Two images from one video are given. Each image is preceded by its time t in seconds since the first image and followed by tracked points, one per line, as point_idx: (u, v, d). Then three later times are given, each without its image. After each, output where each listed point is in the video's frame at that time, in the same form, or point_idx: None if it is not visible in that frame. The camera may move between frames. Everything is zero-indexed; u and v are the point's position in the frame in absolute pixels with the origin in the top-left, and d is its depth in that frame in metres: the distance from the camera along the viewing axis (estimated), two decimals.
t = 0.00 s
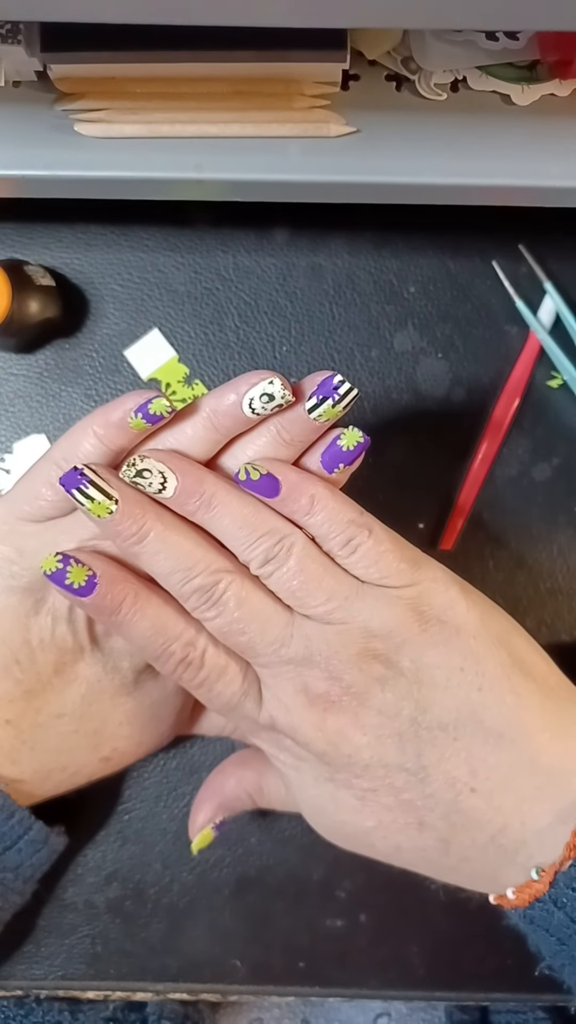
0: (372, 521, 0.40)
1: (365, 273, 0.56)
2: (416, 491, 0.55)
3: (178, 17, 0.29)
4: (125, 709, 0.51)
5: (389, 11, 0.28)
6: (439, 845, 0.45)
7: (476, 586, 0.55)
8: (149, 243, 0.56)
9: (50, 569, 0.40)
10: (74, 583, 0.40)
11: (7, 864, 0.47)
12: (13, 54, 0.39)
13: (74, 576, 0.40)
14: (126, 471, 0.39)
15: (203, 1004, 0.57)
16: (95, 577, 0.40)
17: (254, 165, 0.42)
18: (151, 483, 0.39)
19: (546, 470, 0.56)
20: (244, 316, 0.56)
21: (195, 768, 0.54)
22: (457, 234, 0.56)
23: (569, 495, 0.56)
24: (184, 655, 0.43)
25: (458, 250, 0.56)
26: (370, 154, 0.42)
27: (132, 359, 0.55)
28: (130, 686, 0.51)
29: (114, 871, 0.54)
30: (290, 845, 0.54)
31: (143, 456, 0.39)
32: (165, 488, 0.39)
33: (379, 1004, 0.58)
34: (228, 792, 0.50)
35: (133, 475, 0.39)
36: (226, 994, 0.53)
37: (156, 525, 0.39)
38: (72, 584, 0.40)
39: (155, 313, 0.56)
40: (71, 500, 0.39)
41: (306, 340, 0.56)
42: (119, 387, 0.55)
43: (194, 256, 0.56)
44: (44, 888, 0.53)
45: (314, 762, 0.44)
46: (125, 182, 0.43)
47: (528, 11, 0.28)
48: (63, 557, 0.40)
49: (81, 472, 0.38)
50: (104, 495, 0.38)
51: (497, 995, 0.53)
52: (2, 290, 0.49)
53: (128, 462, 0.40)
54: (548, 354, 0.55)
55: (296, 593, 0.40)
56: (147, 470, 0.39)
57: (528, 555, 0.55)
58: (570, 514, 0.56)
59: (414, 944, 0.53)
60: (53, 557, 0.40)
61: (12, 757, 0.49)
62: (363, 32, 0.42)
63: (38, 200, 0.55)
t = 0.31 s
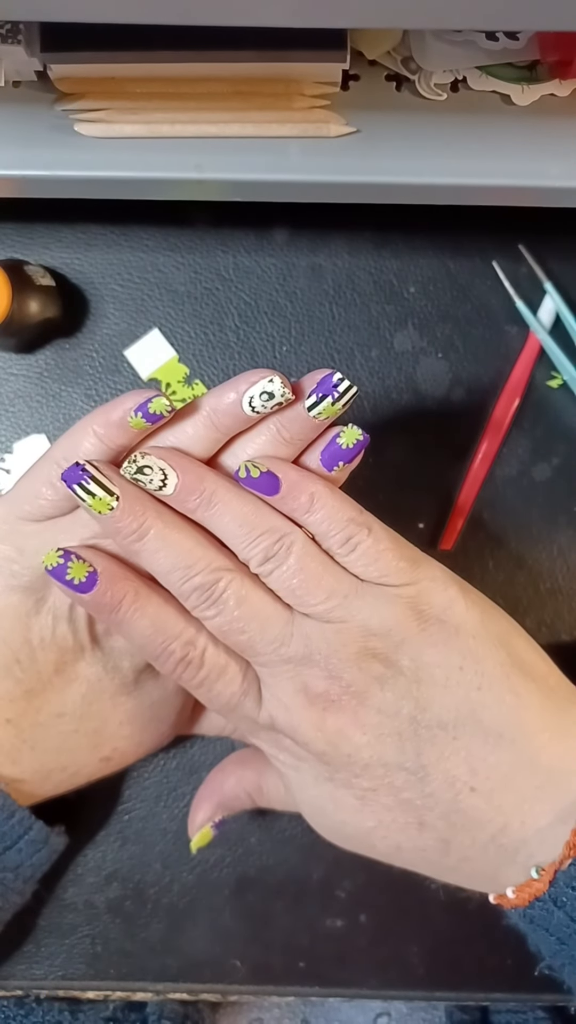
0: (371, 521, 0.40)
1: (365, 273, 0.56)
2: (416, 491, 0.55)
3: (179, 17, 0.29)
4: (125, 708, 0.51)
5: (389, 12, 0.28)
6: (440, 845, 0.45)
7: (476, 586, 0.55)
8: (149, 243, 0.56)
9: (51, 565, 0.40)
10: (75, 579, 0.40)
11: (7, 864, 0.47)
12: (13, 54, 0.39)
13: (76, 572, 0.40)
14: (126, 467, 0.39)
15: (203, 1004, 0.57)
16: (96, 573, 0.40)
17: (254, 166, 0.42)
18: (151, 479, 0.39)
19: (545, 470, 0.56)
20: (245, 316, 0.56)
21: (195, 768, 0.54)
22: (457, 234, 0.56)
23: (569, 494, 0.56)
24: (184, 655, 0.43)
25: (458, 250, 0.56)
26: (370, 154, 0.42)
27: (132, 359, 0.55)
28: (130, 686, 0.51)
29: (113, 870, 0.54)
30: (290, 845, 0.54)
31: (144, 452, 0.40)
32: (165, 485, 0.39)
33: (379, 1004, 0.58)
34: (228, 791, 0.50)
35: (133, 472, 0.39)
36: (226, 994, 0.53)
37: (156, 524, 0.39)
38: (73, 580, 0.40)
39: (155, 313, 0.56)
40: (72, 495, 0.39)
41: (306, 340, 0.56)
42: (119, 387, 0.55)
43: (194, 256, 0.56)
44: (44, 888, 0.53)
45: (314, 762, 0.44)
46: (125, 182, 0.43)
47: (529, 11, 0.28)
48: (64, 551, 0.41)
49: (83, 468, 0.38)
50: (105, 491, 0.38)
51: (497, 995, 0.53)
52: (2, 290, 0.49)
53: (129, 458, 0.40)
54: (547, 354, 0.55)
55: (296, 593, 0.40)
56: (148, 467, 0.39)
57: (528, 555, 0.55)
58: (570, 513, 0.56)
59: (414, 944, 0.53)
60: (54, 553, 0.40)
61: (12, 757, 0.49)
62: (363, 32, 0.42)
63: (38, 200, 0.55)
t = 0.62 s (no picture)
0: (371, 521, 0.40)
1: (365, 273, 0.56)
2: (416, 491, 0.55)
3: (180, 18, 0.29)
4: (125, 708, 0.51)
5: (388, 11, 0.28)
6: (440, 846, 0.45)
7: (476, 586, 0.55)
8: (149, 243, 0.56)
9: (52, 565, 0.40)
10: (76, 579, 0.40)
11: (7, 864, 0.47)
12: (13, 55, 0.39)
13: (76, 572, 0.40)
14: (126, 466, 0.39)
15: (203, 1004, 0.57)
16: (97, 573, 0.40)
17: (253, 166, 0.42)
18: (152, 478, 0.39)
19: (546, 470, 0.56)
20: (244, 316, 0.56)
21: (195, 768, 0.54)
22: (457, 234, 0.56)
23: (569, 495, 0.56)
24: (184, 655, 0.43)
25: (458, 250, 0.56)
26: (370, 154, 0.42)
27: (132, 359, 0.55)
28: (130, 686, 0.51)
29: (113, 870, 0.54)
30: (290, 845, 0.54)
31: (144, 451, 0.40)
32: (166, 484, 0.39)
33: (379, 1004, 0.58)
34: (228, 791, 0.50)
35: (134, 471, 0.39)
36: (226, 994, 0.53)
37: (157, 522, 0.39)
38: (74, 579, 0.40)
39: (155, 313, 0.56)
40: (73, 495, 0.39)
41: (306, 340, 0.56)
42: (119, 387, 0.55)
43: (194, 256, 0.56)
44: (44, 888, 0.53)
45: (314, 762, 0.44)
46: (125, 181, 0.43)
47: (529, 11, 0.28)
48: (65, 551, 0.41)
49: (84, 467, 0.38)
50: (106, 490, 0.38)
51: (497, 995, 0.53)
52: (2, 290, 0.49)
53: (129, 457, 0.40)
54: (548, 354, 0.55)
55: (295, 593, 0.40)
56: (148, 465, 0.39)
57: (528, 555, 0.55)
58: (570, 513, 0.56)
59: (414, 944, 0.53)
60: (55, 553, 0.40)
61: (12, 757, 0.49)
62: (363, 32, 0.42)
63: (38, 200, 0.55)
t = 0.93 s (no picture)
0: (370, 520, 0.40)
1: (365, 273, 0.56)
2: (416, 491, 0.55)
3: (181, 18, 0.29)
4: (125, 708, 0.51)
5: (387, 11, 0.28)
6: (440, 845, 0.45)
7: (476, 586, 0.55)
8: (149, 243, 0.56)
9: (51, 565, 0.40)
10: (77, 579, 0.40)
11: (7, 863, 0.47)
12: (13, 54, 0.39)
13: (75, 572, 0.40)
14: (126, 466, 0.39)
15: (202, 1004, 0.57)
16: (96, 573, 0.40)
17: (253, 166, 0.42)
18: (151, 478, 0.39)
19: (545, 470, 0.56)
20: (245, 316, 0.56)
21: (195, 768, 0.54)
22: (457, 234, 0.56)
23: (569, 495, 0.56)
24: (183, 655, 0.43)
25: (459, 250, 0.56)
26: (370, 154, 0.42)
27: (132, 359, 0.55)
28: (130, 686, 0.51)
29: (113, 870, 0.54)
30: (290, 845, 0.54)
31: (144, 450, 0.40)
32: (165, 483, 0.39)
33: (379, 1004, 0.58)
34: (228, 790, 0.50)
35: (133, 470, 0.39)
36: (226, 994, 0.53)
37: (157, 521, 0.39)
38: (74, 579, 0.40)
39: (155, 313, 0.56)
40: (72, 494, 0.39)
41: (306, 339, 0.56)
42: (119, 388, 0.55)
43: (194, 256, 0.56)
44: (44, 888, 0.53)
45: (314, 762, 0.44)
46: (125, 182, 0.43)
47: (529, 11, 0.28)
48: (65, 551, 0.41)
49: (83, 466, 0.38)
50: (105, 490, 0.38)
51: (497, 995, 0.53)
52: (2, 290, 0.49)
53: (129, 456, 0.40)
54: (547, 354, 0.55)
55: (295, 592, 0.40)
56: (148, 465, 0.39)
57: (528, 555, 0.55)
58: (570, 513, 0.56)
59: (414, 944, 0.53)
60: (54, 553, 0.40)
61: (11, 757, 0.49)
62: (364, 32, 0.42)
63: (38, 200, 0.55)
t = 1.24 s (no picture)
0: (383, 514, 0.41)
1: (365, 273, 0.56)
2: (416, 491, 0.55)
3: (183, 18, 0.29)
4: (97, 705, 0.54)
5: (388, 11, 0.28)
6: (451, 838, 0.45)
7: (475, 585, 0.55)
8: (149, 243, 0.56)
9: (63, 556, 0.41)
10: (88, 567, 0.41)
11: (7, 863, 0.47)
12: (13, 54, 0.39)
13: (88, 562, 0.41)
14: (132, 467, 0.39)
15: (202, 1004, 0.58)
16: (107, 565, 0.41)
17: (252, 166, 0.42)
18: (158, 479, 0.39)
19: (546, 470, 0.56)
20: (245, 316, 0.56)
21: (195, 768, 0.54)
22: (456, 234, 0.56)
23: (570, 495, 0.56)
24: (191, 640, 0.43)
25: (459, 250, 0.56)
26: (370, 155, 0.42)
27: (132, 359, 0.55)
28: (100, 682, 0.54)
29: (113, 870, 0.54)
30: (290, 845, 0.54)
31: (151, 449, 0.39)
32: (173, 484, 0.39)
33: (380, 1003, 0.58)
34: (233, 787, 0.50)
35: (140, 472, 0.39)
36: (226, 993, 0.53)
37: (162, 524, 0.39)
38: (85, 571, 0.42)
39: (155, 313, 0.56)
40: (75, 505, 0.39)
41: (306, 340, 0.56)
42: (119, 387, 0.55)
43: (194, 256, 0.56)
44: (44, 888, 0.53)
45: (322, 757, 0.44)
46: (126, 182, 0.43)
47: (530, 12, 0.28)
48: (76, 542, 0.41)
49: (84, 478, 0.39)
50: (109, 499, 0.39)
51: (497, 995, 0.53)
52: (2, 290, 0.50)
53: (137, 458, 0.39)
54: (548, 354, 0.55)
55: (306, 588, 0.40)
56: (155, 465, 0.39)
57: (528, 555, 0.55)
58: (570, 513, 0.56)
59: (414, 944, 0.53)
60: (66, 542, 0.41)
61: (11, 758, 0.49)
62: (364, 32, 0.42)
63: (38, 200, 0.55)
